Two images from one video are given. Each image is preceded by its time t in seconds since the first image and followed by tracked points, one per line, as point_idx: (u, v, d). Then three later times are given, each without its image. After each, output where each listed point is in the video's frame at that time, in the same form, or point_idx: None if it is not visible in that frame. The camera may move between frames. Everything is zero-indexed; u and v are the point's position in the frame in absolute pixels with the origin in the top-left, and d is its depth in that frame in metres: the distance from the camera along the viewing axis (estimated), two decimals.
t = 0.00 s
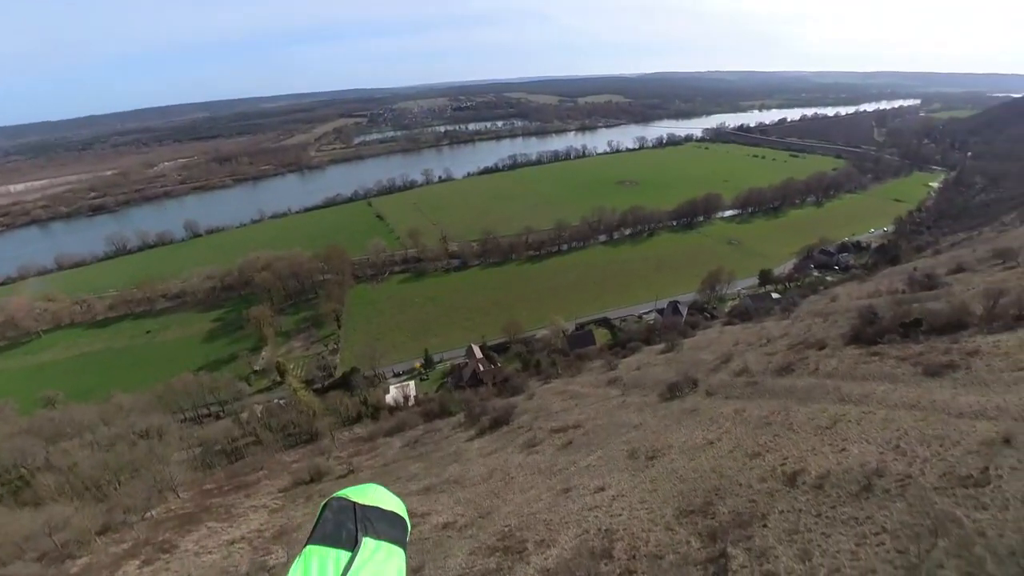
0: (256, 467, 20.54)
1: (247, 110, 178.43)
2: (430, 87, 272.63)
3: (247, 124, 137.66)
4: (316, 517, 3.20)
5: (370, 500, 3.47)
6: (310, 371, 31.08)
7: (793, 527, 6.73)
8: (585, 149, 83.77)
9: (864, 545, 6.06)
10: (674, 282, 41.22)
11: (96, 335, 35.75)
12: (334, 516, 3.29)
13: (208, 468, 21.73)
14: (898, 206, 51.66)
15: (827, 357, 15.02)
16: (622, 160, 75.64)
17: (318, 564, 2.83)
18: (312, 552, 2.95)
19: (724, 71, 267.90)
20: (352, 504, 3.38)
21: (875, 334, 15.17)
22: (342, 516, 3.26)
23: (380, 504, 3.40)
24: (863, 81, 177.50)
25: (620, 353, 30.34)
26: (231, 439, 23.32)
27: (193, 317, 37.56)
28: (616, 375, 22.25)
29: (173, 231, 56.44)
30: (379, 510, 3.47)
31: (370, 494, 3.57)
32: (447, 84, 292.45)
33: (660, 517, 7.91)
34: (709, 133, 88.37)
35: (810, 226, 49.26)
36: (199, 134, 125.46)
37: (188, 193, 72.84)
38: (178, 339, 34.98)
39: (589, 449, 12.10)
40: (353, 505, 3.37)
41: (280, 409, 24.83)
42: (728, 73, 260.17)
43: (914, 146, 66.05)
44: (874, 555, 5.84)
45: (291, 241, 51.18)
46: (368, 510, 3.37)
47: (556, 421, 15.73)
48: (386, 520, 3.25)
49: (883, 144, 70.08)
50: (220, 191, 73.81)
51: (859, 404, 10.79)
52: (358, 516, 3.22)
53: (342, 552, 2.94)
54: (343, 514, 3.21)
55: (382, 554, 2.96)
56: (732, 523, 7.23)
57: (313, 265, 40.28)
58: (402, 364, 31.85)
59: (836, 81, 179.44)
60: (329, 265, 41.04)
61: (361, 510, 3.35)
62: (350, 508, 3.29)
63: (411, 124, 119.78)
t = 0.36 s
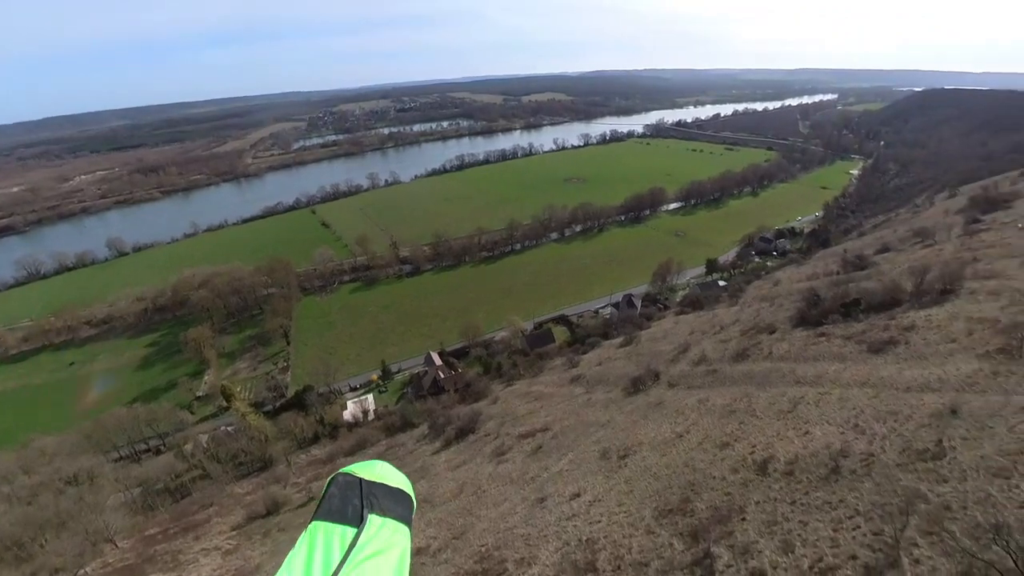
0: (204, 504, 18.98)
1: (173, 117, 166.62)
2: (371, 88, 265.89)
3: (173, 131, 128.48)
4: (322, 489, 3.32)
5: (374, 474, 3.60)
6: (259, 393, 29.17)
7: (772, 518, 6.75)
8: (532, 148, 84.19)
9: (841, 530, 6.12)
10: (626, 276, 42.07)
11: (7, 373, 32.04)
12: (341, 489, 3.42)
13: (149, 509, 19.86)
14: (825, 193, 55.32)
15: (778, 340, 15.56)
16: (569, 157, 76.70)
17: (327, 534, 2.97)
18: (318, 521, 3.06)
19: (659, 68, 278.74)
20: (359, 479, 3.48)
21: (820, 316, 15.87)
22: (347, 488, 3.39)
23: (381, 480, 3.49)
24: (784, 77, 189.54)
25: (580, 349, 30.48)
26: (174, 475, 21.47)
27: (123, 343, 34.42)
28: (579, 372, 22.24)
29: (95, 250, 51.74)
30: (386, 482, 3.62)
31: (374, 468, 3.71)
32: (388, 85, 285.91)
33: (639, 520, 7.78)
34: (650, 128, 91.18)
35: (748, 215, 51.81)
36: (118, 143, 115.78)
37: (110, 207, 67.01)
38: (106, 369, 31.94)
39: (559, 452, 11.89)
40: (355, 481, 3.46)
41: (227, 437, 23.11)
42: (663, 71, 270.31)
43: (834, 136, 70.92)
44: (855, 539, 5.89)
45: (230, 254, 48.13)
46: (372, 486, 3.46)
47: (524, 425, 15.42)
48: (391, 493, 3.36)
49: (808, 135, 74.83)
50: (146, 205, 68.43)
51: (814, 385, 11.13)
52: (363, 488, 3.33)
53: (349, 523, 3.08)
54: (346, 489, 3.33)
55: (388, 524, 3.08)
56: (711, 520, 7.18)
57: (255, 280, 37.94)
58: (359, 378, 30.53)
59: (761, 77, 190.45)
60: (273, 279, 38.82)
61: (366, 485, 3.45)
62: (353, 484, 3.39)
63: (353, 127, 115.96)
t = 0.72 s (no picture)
0: (149, 550, 17.36)
1: (88, 123, 153.10)
2: (309, 90, 255.81)
3: (89, 139, 117.94)
4: (308, 480, 3.35)
5: (360, 466, 3.62)
6: (203, 420, 27.11)
7: (749, 511, 6.74)
8: (480, 147, 83.60)
9: (818, 517, 6.16)
10: (581, 271, 42.50)
11: None
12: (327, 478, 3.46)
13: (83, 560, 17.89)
14: (760, 182, 58.33)
15: (732, 328, 15.95)
16: (517, 155, 76.79)
17: (313, 523, 3.04)
18: (304, 515, 3.09)
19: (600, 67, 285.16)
20: (345, 470, 3.52)
21: (770, 301, 16.42)
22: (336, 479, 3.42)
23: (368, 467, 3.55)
24: (716, 73, 198.90)
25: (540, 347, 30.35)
26: (110, 521, 19.51)
27: (41, 377, 31.01)
28: (542, 371, 22.04)
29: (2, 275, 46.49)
30: (370, 473, 3.65)
31: (362, 460, 3.74)
32: (327, 86, 276.05)
33: (620, 526, 7.58)
34: (595, 124, 92.86)
35: (692, 206, 53.76)
36: (24, 154, 104.85)
37: (17, 225, 60.41)
38: (23, 407, 28.69)
39: (530, 458, 11.58)
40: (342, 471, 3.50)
41: (170, 472, 21.25)
42: (603, 69, 276.42)
43: (765, 129, 74.92)
44: (832, 526, 5.93)
45: (162, 271, 44.62)
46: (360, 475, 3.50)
47: (491, 431, 14.99)
48: (377, 483, 3.40)
49: (742, 129, 78.64)
50: (61, 221, 62.28)
51: (773, 370, 11.40)
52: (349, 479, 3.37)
53: (334, 514, 3.12)
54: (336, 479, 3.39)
55: (373, 516, 3.12)
56: (691, 518, 7.10)
57: (191, 297, 35.23)
58: (313, 394, 28.96)
59: (695, 74, 198.95)
60: (212, 295, 36.21)
61: (353, 476, 3.49)
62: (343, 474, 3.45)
63: (292, 130, 110.83)
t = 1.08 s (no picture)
0: None
1: None
2: (244, 92, 242.83)
3: None
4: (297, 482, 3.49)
5: (349, 467, 3.75)
6: (143, 452, 24.75)
7: (727, 508, 6.66)
8: (429, 147, 82.04)
9: (794, 508, 6.15)
10: (538, 268, 42.49)
11: None
12: (314, 479, 3.62)
13: None
14: (703, 173, 60.56)
15: (690, 317, 16.22)
16: (467, 155, 76.02)
17: (302, 521, 3.19)
18: (293, 512, 3.25)
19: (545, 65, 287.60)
20: (331, 471, 3.67)
21: (723, 289, 16.82)
22: (323, 479, 3.56)
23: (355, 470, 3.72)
24: (655, 70, 205.35)
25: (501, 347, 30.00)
26: None
27: None
28: (506, 373, 21.70)
29: None
30: (357, 476, 3.73)
31: (349, 461, 3.87)
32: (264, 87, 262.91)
33: (599, 535, 7.36)
34: (543, 122, 93.33)
35: (641, 199, 55.02)
36: None
37: None
38: None
39: (500, 467, 11.25)
40: (330, 470, 3.65)
41: (106, 515, 19.34)
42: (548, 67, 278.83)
43: (705, 123, 77.89)
44: (808, 516, 5.91)
45: (86, 292, 40.77)
46: (347, 476, 3.65)
47: (458, 440, 14.50)
48: (363, 484, 3.57)
49: (683, 123, 81.38)
50: None
51: (734, 359, 11.53)
52: (337, 477, 3.53)
53: (322, 512, 3.29)
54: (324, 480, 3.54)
55: (360, 515, 3.31)
56: (670, 520, 6.95)
57: (121, 318, 32.29)
58: (265, 415, 27.27)
59: (636, 71, 204.69)
60: (145, 315, 33.37)
61: (340, 474, 3.64)
62: (329, 474, 3.59)
63: (228, 134, 104.63)
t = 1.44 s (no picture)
0: None
1: None
2: (175, 96, 227.91)
3: None
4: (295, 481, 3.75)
5: (345, 467, 4.02)
6: (77, 495, 22.36)
7: (703, 511, 6.54)
8: (378, 150, 79.87)
9: (770, 507, 6.07)
10: (495, 269, 42.13)
11: None
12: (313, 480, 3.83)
13: None
14: (651, 168, 62.15)
15: (649, 312, 16.27)
16: (418, 156, 74.64)
17: (298, 520, 3.41)
18: (290, 511, 3.47)
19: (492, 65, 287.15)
20: (329, 470, 3.92)
21: (680, 283, 17.03)
22: (321, 481, 3.80)
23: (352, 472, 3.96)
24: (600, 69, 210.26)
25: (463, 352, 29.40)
26: None
27: None
28: (469, 379, 21.18)
29: None
30: (353, 475, 3.99)
31: (346, 462, 4.13)
32: (197, 90, 247.69)
33: (577, 551, 7.08)
34: (493, 121, 92.98)
35: (593, 196, 55.83)
36: None
37: None
38: None
39: (469, 482, 10.80)
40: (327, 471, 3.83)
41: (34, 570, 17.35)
42: (495, 67, 278.63)
43: (651, 120, 79.98)
44: (785, 514, 5.85)
45: None
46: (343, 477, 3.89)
47: (424, 454, 13.89)
48: (359, 485, 3.78)
49: (630, 120, 83.27)
50: None
51: (696, 353, 11.51)
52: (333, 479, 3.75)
53: (319, 511, 3.50)
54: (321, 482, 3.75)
55: (356, 513, 3.55)
56: (647, 529, 6.75)
57: (42, 348, 29.25)
58: (213, 442, 25.41)
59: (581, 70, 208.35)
60: (70, 343, 30.42)
61: (335, 476, 3.85)
62: (327, 474, 3.83)
63: (158, 141, 97.68)
